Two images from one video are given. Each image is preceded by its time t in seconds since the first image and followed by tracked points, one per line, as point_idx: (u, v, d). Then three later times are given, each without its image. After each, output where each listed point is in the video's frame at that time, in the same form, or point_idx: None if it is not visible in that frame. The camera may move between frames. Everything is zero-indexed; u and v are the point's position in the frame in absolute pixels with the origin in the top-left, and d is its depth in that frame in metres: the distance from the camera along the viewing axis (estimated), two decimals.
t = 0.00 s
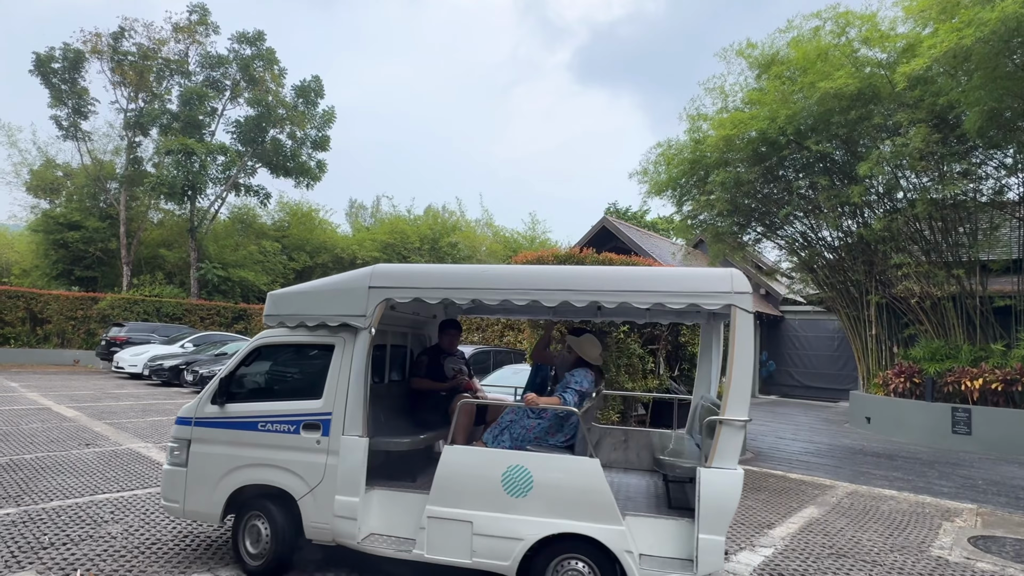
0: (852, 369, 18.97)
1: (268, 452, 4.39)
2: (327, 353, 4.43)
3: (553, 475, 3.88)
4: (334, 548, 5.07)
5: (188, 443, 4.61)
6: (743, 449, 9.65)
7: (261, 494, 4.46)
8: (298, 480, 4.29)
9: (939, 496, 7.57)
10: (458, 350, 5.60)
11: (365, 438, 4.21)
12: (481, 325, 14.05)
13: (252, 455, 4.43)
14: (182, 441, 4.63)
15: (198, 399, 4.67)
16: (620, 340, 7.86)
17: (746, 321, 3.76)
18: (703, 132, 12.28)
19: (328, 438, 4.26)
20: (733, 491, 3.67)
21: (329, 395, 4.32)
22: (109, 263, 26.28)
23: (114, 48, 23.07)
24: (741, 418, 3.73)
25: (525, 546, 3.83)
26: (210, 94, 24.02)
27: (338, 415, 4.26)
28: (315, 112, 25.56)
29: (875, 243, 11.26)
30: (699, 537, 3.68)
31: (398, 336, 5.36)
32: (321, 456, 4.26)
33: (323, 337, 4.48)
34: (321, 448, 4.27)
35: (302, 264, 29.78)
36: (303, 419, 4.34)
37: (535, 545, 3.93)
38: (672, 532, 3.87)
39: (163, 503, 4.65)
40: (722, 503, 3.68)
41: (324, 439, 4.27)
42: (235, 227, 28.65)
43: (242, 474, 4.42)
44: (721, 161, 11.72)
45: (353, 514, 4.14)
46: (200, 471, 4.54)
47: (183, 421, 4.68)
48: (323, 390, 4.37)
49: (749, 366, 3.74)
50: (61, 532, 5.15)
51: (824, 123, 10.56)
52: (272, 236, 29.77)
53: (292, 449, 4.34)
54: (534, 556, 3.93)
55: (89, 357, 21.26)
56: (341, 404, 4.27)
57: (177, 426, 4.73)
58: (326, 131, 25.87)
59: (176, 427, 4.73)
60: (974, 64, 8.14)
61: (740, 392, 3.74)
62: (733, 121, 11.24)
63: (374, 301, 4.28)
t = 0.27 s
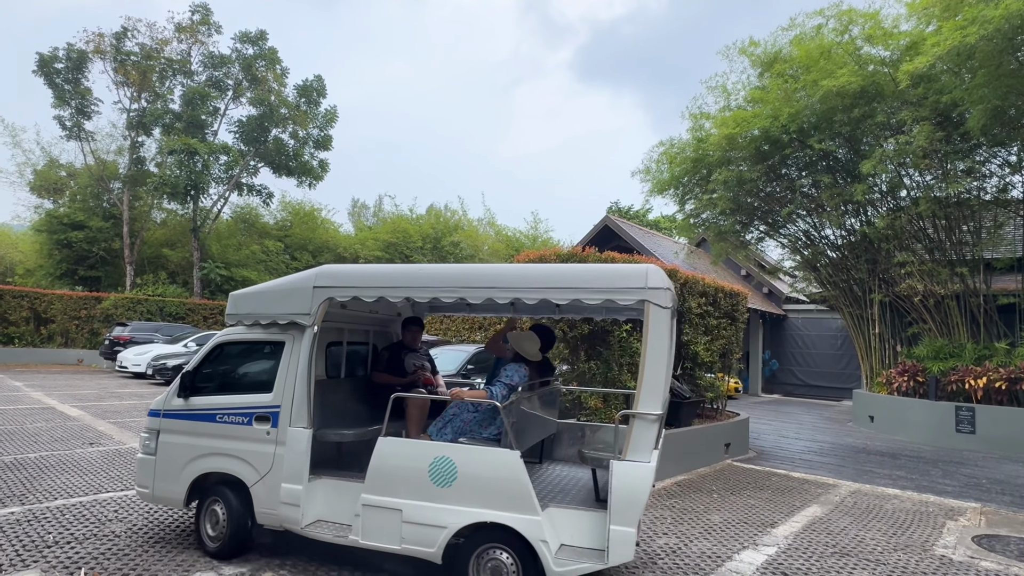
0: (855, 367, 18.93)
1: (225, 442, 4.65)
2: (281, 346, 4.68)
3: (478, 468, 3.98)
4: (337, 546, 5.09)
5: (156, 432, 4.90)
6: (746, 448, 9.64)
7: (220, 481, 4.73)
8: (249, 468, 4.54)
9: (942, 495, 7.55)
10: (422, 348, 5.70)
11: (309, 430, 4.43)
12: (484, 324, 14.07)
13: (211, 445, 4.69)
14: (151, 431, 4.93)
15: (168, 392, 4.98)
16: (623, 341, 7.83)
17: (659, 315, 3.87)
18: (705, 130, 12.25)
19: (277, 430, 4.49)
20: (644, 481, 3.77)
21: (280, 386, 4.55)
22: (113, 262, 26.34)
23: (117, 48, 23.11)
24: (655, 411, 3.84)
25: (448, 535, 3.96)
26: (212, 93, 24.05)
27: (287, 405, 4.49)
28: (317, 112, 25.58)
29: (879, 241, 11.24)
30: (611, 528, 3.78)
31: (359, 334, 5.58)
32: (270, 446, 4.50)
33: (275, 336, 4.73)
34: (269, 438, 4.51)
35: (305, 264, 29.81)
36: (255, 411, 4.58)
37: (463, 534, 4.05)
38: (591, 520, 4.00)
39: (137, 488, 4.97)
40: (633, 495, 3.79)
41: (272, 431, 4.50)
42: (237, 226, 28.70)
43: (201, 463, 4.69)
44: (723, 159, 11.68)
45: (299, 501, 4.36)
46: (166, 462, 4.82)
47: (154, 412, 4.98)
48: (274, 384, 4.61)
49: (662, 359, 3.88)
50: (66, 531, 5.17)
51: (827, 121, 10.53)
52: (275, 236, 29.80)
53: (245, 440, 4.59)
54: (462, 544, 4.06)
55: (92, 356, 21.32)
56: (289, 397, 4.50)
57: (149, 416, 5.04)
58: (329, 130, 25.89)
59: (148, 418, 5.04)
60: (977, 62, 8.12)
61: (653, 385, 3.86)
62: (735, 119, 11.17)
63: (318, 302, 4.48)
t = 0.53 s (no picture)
0: (858, 367, 18.90)
1: (190, 432, 5.06)
2: (239, 345, 5.10)
3: (408, 459, 4.20)
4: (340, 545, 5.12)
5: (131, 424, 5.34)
6: (748, 447, 9.64)
7: (187, 469, 5.13)
8: (210, 456, 4.93)
9: (945, 494, 7.54)
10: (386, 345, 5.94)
11: (263, 421, 4.80)
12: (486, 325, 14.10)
13: (179, 435, 5.10)
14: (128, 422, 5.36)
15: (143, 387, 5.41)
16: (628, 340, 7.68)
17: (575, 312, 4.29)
18: (708, 129, 12.21)
19: (235, 421, 4.87)
20: (555, 470, 4.04)
21: (236, 382, 4.96)
22: (116, 262, 26.38)
23: (120, 48, 23.15)
24: (570, 404, 4.19)
25: (380, 522, 4.24)
26: (214, 93, 24.07)
27: (243, 399, 4.87)
28: (319, 111, 25.59)
29: (881, 240, 11.23)
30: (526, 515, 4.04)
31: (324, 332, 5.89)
32: (228, 436, 4.88)
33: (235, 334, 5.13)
34: (228, 428, 4.89)
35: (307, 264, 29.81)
36: (216, 404, 4.98)
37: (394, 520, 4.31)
38: (509, 510, 4.24)
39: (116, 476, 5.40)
40: (546, 484, 4.05)
41: (230, 422, 4.89)
42: (240, 226, 28.75)
43: (173, 452, 5.12)
44: (725, 158, 11.66)
45: (249, 488, 4.71)
46: (141, 450, 5.25)
47: (131, 406, 5.42)
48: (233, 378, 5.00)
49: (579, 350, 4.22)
50: (69, 529, 5.19)
51: (829, 120, 10.53)
52: (277, 236, 29.81)
53: (208, 430, 4.99)
54: (393, 529, 4.33)
55: (95, 356, 21.38)
56: (245, 391, 4.88)
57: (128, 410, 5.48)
58: (330, 130, 25.89)
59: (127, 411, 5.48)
60: (981, 60, 8.10)
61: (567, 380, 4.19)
62: (737, 118, 11.18)
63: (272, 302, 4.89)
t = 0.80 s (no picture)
0: (861, 366, 18.87)
1: (163, 422, 5.34)
2: (207, 341, 5.37)
3: (344, 446, 4.33)
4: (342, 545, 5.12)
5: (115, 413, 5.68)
6: (750, 446, 9.63)
7: (162, 457, 5.42)
8: (180, 444, 5.20)
9: (948, 493, 7.52)
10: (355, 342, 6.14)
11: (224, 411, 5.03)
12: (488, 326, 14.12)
13: (153, 425, 5.39)
14: (112, 412, 5.71)
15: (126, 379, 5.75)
16: (626, 339, 7.62)
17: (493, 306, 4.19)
18: (710, 128, 12.19)
19: (200, 411, 5.13)
20: (472, 459, 4.07)
21: (204, 374, 5.21)
22: (118, 262, 26.44)
23: (122, 48, 23.18)
24: (488, 393, 4.16)
25: (319, 507, 4.40)
26: (216, 93, 24.09)
27: (208, 390, 5.11)
28: (321, 111, 25.60)
29: (884, 239, 11.21)
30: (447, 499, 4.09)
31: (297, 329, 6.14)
32: (195, 425, 5.14)
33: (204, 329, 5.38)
34: (195, 418, 5.15)
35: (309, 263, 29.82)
36: (186, 396, 5.25)
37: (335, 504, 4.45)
38: (437, 493, 4.30)
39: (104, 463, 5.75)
40: (466, 469, 4.08)
41: (198, 412, 5.15)
42: (242, 226, 28.80)
43: (149, 440, 5.39)
44: (727, 158, 11.66)
45: (210, 474, 4.96)
46: (122, 439, 5.57)
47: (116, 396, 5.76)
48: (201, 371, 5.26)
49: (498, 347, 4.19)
50: (73, 529, 5.20)
51: (832, 119, 10.49)
52: (279, 235, 29.84)
53: (178, 420, 5.26)
54: (334, 512, 4.50)
55: (98, 356, 21.45)
56: (209, 383, 5.12)
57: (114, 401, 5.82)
58: (332, 130, 25.91)
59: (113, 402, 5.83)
60: (984, 59, 8.08)
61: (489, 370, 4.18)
62: (739, 117, 11.17)
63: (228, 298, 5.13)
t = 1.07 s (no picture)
0: (863, 365, 18.83)
1: (140, 414, 5.72)
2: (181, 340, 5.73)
3: (291, 438, 4.63)
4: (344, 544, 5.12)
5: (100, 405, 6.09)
6: (753, 446, 9.62)
7: (139, 447, 5.80)
8: (153, 435, 5.58)
9: (951, 493, 7.50)
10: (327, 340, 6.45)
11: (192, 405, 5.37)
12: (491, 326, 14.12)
13: (131, 417, 5.78)
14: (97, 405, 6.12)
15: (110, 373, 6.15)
16: (628, 340, 7.64)
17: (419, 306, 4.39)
18: (712, 128, 12.17)
19: (170, 404, 5.49)
20: (398, 450, 4.33)
21: (176, 370, 5.57)
22: (121, 263, 26.48)
23: (124, 49, 23.22)
24: (416, 388, 4.39)
25: (268, 495, 4.71)
26: (218, 94, 24.11)
27: (180, 384, 5.46)
28: (322, 111, 25.62)
29: (887, 238, 11.19)
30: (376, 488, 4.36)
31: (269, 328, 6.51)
32: (165, 418, 5.51)
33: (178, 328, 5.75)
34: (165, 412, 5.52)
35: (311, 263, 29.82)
36: (159, 391, 5.62)
37: (284, 494, 4.75)
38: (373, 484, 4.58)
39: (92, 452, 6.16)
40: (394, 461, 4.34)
41: (168, 405, 5.51)
42: (244, 227, 28.84)
43: (132, 431, 5.74)
44: (730, 157, 11.64)
45: (178, 463, 5.31)
46: (105, 429, 5.97)
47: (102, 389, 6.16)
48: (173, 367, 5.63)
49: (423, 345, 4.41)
50: (76, 529, 5.20)
51: (834, 118, 10.48)
52: (281, 236, 29.86)
53: (152, 413, 5.63)
54: (283, 500, 4.81)
55: (101, 356, 21.50)
56: (179, 379, 5.49)
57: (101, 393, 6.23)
58: (334, 130, 25.92)
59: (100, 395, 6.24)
60: (987, 57, 8.05)
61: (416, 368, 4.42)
62: (741, 117, 11.14)
63: (196, 299, 5.47)
